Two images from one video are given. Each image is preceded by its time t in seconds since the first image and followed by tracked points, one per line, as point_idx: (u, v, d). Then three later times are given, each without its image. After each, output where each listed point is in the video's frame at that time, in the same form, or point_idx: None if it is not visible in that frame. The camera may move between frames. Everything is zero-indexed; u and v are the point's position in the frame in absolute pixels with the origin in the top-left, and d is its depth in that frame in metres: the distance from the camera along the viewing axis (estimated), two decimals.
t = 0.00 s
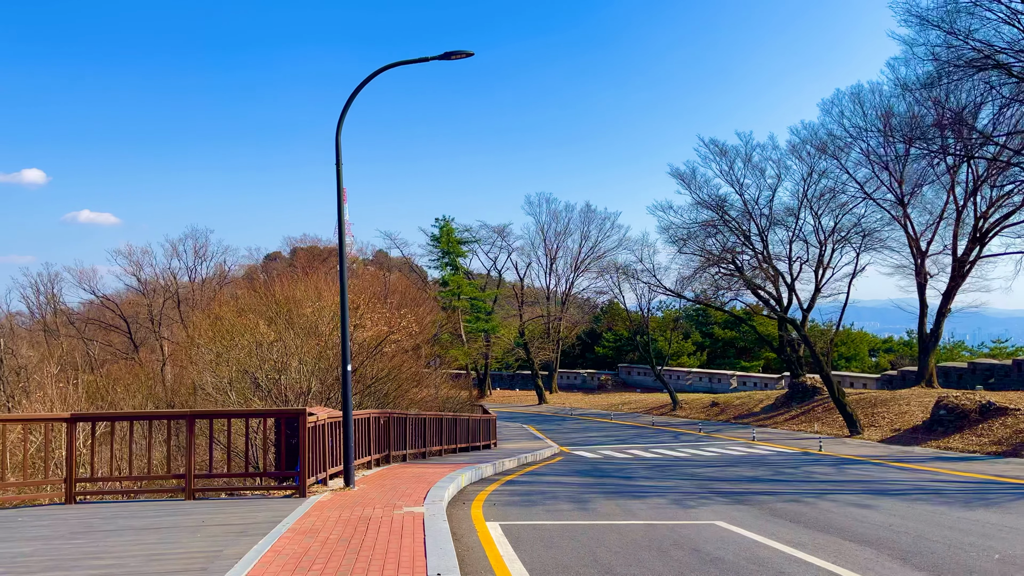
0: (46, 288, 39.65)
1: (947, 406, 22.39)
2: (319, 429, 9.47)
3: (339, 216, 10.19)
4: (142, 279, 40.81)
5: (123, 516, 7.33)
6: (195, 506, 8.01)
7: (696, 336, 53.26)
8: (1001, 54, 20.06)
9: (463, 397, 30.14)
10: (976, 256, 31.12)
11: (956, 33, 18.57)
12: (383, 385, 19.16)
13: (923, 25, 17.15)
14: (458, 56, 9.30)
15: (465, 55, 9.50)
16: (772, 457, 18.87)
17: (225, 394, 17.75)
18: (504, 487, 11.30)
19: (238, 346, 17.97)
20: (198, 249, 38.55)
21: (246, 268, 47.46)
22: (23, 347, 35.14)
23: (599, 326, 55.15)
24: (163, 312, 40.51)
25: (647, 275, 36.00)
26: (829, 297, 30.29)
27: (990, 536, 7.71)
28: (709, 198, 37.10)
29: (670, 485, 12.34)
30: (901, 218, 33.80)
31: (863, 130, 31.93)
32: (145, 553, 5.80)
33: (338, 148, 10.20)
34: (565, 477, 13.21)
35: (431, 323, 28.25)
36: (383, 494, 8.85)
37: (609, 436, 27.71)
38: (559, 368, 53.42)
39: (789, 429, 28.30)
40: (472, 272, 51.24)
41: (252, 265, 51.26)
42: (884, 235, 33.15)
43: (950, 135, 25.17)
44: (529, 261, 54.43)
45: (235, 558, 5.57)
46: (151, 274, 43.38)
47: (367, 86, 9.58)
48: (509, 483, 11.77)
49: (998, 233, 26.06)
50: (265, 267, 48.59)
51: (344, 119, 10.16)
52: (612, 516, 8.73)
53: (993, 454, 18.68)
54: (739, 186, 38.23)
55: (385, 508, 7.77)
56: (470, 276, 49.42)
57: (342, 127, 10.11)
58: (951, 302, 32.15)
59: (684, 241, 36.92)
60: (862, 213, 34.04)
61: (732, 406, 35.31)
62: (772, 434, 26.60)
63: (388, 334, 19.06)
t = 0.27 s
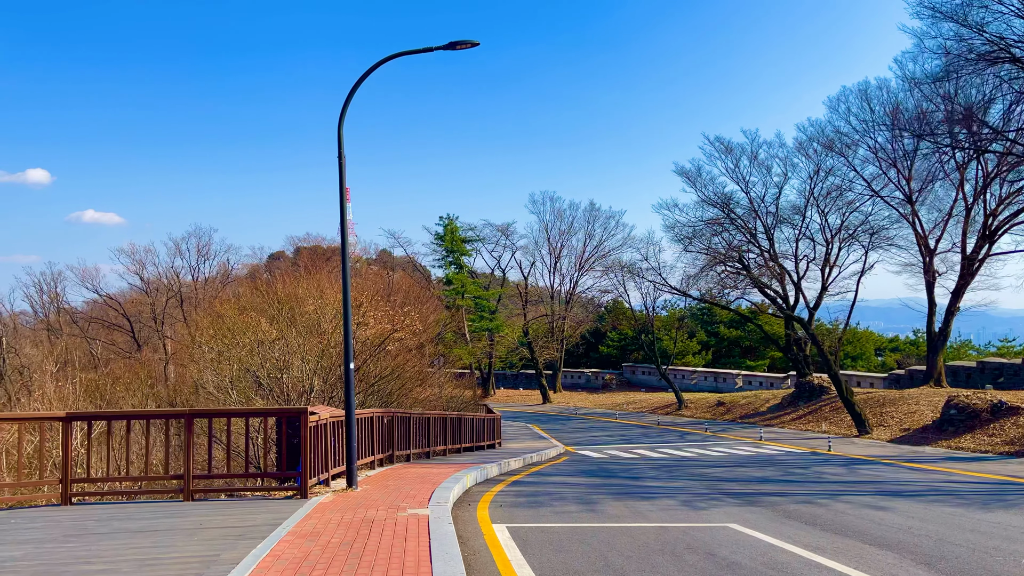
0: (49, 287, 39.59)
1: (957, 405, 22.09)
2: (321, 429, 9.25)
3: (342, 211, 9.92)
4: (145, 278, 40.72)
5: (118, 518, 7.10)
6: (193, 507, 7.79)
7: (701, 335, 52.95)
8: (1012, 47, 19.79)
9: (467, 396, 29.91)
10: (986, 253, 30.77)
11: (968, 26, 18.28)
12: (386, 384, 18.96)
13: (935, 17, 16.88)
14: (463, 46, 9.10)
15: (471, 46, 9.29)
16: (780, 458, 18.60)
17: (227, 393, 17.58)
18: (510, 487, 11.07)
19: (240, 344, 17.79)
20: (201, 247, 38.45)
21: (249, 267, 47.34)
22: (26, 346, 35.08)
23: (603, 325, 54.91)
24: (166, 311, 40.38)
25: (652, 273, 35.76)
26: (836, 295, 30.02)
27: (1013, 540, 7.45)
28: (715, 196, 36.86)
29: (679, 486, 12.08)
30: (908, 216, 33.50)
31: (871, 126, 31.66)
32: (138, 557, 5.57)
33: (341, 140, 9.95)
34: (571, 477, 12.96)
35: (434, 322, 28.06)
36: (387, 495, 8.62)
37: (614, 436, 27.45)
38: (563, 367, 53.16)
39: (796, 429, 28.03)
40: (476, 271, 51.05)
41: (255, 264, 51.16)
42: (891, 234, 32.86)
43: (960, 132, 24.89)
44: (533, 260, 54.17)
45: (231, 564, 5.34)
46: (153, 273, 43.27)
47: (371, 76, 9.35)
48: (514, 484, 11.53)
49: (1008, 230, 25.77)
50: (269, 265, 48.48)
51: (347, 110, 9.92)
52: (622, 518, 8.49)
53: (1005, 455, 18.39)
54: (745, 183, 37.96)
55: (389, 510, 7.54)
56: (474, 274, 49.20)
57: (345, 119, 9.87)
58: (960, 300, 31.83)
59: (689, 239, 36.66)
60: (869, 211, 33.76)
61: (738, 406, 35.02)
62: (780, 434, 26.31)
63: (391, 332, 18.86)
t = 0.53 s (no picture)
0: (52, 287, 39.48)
1: (967, 406, 21.82)
2: (323, 432, 9.04)
3: (343, 207, 9.69)
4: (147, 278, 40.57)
5: (114, 524, 6.90)
6: (191, 512, 7.58)
7: (706, 335, 52.66)
8: None
9: (470, 397, 29.70)
10: (994, 253, 30.47)
11: (980, 21, 17.99)
12: (389, 384, 18.74)
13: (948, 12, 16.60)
14: (468, 40, 8.89)
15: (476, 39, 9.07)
16: (789, 459, 18.34)
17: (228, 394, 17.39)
18: (516, 491, 10.85)
19: (242, 344, 17.60)
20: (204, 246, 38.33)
21: (252, 266, 47.16)
22: (28, 345, 34.99)
23: (607, 325, 54.66)
24: (168, 311, 40.23)
25: (657, 272, 35.52)
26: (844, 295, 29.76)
27: None
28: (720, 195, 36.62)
29: (688, 489, 11.84)
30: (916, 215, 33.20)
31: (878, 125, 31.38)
32: (132, 566, 5.37)
33: (343, 136, 9.71)
34: (578, 480, 12.74)
35: (438, 322, 27.84)
36: (390, 500, 8.41)
37: (619, 437, 27.22)
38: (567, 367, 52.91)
39: (803, 430, 27.76)
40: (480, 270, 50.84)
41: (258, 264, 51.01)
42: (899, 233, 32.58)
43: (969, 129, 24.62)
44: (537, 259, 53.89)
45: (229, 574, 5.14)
46: (156, 272, 43.14)
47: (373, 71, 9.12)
48: (520, 487, 11.31)
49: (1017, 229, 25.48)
50: (272, 264, 48.30)
51: (349, 105, 9.70)
52: (632, 523, 8.25)
53: (1017, 457, 18.11)
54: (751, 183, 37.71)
55: (392, 516, 7.33)
56: (478, 274, 48.99)
57: (347, 115, 9.66)
58: (968, 300, 31.52)
59: (694, 239, 36.43)
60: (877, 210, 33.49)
61: (744, 406, 34.74)
62: (787, 435, 26.03)
63: (395, 332, 18.65)
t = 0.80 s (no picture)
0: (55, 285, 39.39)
1: (979, 404, 21.52)
2: (326, 427, 8.86)
3: (347, 197, 9.46)
4: (151, 277, 40.45)
5: (111, 522, 6.69)
6: (190, 511, 7.35)
7: (711, 333, 52.38)
8: None
9: (474, 395, 29.49)
10: (1004, 250, 30.14)
11: (993, 13, 17.69)
12: (393, 382, 18.54)
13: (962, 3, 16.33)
14: (474, 26, 8.66)
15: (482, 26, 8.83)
16: (798, 458, 18.08)
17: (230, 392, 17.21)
18: (523, 489, 10.62)
19: (244, 341, 17.41)
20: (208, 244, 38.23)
21: (255, 265, 47.02)
22: (32, 343, 34.91)
23: (612, 323, 54.42)
24: (172, 310, 40.09)
25: (663, 270, 35.27)
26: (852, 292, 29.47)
27: None
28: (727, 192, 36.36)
29: (698, 487, 11.59)
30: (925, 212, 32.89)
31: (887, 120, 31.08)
32: (127, 566, 5.15)
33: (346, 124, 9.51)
34: (585, 479, 12.50)
35: (442, 319, 27.64)
36: (395, 498, 8.20)
37: (625, 436, 26.97)
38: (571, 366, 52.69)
39: (811, 428, 27.48)
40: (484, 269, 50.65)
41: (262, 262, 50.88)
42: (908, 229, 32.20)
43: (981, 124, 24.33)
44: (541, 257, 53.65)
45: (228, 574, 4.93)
46: (160, 271, 43.02)
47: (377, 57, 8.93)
48: (527, 486, 11.07)
49: None
50: (275, 263, 48.17)
51: (353, 95, 9.48)
52: (643, 522, 8.02)
53: None
54: (757, 179, 37.43)
55: (397, 514, 7.12)
56: (482, 272, 48.79)
57: (350, 103, 9.46)
58: (977, 298, 31.21)
59: (700, 236, 36.16)
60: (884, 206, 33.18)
61: (750, 405, 34.47)
62: (795, 434, 25.74)
63: (399, 328, 18.44)
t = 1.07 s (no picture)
0: (59, 285, 39.29)
1: (992, 406, 21.19)
2: (329, 431, 8.65)
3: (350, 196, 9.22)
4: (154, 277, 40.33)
5: (106, 531, 6.48)
6: (189, 518, 7.12)
7: (717, 333, 52.05)
8: None
9: (479, 396, 29.24)
10: (1016, 249, 29.76)
11: (1008, 7, 17.36)
12: (398, 383, 18.30)
13: None
14: (481, 19, 8.42)
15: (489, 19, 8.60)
16: (809, 461, 17.78)
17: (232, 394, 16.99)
18: (530, 494, 10.37)
19: (247, 342, 17.22)
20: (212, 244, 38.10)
21: (260, 265, 46.88)
22: (36, 343, 34.84)
23: (617, 324, 54.13)
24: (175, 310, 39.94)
25: (669, 270, 34.98)
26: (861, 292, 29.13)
27: None
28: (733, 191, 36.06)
29: (710, 492, 11.32)
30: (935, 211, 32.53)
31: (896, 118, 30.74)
32: None
33: (349, 121, 9.28)
34: (593, 483, 12.25)
35: (446, 320, 27.40)
36: (400, 504, 7.96)
37: (632, 438, 26.70)
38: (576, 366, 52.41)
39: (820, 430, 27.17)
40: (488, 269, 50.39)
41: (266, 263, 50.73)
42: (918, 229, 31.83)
43: (994, 121, 23.97)
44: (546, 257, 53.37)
45: None
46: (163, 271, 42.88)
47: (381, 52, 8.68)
48: (534, 491, 10.82)
49: None
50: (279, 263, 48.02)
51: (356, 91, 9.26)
52: (656, 529, 7.77)
53: None
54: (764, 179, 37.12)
55: (402, 522, 6.89)
56: (487, 272, 48.55)
57: (353, 99, 9.22)
58: (988, 298, 30.84)
59: (707, 236, 35.86)
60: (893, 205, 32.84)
61: (757, 406, 34.16)
62: (804, 435, 25.42)
63: (403, 329, 18.22)
